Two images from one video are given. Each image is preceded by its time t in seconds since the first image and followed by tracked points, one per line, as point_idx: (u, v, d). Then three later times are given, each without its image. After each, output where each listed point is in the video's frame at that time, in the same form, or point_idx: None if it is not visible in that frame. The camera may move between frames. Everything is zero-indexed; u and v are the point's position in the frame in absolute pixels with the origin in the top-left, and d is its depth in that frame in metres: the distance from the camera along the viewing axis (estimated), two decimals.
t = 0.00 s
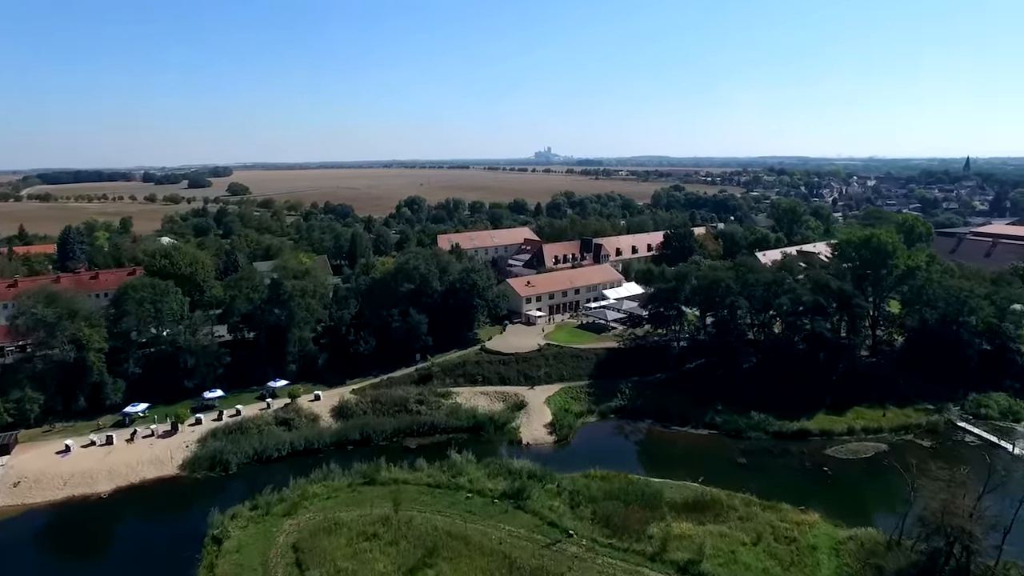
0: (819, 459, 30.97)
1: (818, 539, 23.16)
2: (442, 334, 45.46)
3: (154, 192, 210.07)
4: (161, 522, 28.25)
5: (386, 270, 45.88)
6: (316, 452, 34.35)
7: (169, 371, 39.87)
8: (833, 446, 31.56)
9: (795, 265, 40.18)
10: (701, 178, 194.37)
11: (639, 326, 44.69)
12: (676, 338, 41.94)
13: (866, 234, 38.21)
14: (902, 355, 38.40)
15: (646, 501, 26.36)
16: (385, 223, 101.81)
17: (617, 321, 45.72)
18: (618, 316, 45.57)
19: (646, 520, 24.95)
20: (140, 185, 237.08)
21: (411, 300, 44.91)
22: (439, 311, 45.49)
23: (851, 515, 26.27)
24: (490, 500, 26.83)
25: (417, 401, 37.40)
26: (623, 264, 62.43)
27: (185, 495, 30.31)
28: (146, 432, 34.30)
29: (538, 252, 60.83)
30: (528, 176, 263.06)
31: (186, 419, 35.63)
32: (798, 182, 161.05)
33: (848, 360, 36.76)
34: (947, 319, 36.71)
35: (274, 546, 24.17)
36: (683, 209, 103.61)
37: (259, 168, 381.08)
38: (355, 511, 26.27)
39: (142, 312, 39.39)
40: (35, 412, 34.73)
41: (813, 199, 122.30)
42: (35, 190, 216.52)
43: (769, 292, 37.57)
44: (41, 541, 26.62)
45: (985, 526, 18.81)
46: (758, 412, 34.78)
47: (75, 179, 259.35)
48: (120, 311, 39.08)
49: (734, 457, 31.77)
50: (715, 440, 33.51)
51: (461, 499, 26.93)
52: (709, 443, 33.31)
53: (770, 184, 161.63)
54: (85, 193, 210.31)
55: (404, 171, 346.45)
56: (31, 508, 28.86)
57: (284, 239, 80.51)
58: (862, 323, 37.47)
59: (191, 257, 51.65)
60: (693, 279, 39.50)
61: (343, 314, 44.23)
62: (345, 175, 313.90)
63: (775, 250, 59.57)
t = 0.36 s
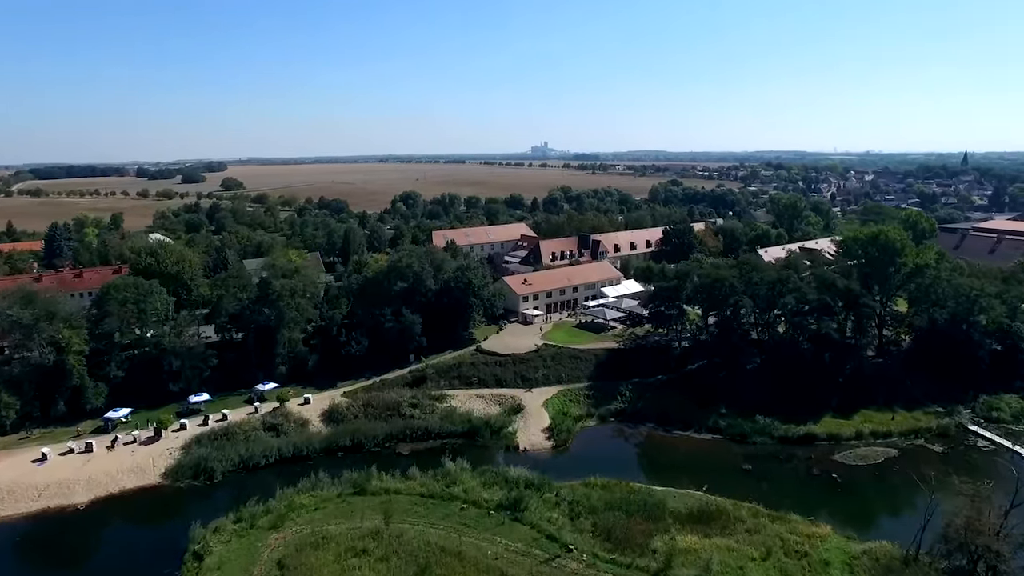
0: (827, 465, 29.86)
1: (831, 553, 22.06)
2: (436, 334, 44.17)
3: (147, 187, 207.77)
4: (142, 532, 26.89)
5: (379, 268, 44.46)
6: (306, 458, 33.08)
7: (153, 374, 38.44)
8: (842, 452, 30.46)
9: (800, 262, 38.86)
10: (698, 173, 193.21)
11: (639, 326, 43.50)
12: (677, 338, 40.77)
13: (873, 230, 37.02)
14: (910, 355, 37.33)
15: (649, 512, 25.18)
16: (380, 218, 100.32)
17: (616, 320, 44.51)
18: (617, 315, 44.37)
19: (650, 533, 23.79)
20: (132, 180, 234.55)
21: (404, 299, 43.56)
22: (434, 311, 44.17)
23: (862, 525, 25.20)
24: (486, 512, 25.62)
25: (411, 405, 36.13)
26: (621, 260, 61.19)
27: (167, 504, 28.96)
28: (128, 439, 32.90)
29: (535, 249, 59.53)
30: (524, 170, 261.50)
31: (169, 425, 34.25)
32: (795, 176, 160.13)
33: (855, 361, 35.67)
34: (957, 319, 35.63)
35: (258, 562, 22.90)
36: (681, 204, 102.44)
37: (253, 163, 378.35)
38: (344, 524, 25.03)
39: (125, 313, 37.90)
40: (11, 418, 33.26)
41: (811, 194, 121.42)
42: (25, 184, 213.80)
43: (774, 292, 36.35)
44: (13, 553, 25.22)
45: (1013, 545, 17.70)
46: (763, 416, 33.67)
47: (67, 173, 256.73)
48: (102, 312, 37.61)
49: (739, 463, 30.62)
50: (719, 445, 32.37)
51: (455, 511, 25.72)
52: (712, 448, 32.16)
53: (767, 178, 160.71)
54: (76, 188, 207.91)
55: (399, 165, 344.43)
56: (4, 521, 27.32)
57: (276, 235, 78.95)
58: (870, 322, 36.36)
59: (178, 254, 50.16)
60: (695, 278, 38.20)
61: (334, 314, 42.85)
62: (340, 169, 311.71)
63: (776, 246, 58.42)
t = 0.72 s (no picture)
0: (835, 471, 28.76)
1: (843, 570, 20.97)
2: (429, 335, 42.87)
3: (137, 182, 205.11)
4: (118, 545, 25.50)
5: (369, 267, 43.04)
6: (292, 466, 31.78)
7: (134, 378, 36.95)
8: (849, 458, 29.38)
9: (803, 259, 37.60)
10: (694, 167, 192.05)
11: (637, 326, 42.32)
12: (677, 338, 39.63)
13: (879, 228, 35.94)
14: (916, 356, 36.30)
15: (651, 524, 24.01)
16: (373, 214, 98.83)
17: (614, 320, 43.32)
18: (615, 314, 43.17)
19: (651, 547, 22.61)
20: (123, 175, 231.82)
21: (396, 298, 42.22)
22: (426, 311, 42.85)
23: (873, 536, 24.10)
24: (479, 525, 24.38)
25: (402, 409, 34.85)
26: (618, 257, 59.99)
27: (146, 515, 27.58)
28: (106, 447, 31.47)
29: (530, 246, 58.26)
30: (519, 165, 259.88)
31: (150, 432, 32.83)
32: (791, 171, 159.32)
33: (860, 362, 34.62)
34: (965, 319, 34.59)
35: None
36: (678, 200, 101.35)
37: (245, 158, 375.18)
38: (330, 539, 23.78)
39: (103, 314, 36.43)
40: None
41: (808, 189, 120.61)
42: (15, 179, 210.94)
43: (778, 291, 35.18)
44: None
45: None
46: (766, 420, 32.58)
47: (57, 168, 253.62)
48: (79, 314, 36.12)
49: (743, 470, 29.49)
50: (722, 451, 31.23)
51: (447, 524, 24.48)
52: (715, 454, 31.02)
53: (764, 173, 159.73)
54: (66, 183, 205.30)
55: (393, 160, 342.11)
56: None
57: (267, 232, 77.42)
58: (876, 322, 35.29)
59: (162, 252, 48.63)
60: (695, 276, 37.02)
61: (323, 315, 41.46)
62: (333, 164, 309.30)
63: (776, 243, 57.32)
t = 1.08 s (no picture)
0: (839, 478, 27.71)
1: None
2: (419, 336, 41.52)
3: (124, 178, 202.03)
4: (87, 562, 24.06)
5: (357, 266, 41.55)
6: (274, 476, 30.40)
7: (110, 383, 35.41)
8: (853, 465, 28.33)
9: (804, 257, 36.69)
10: (687, 162, 191.09)
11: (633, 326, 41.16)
12: (674, 339, 38.48)
13: (883, 225, 34.86)
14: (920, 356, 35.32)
15: (650, 538, 22.84)
16: (363, 210, 97.14)
17: (609, 320, 42.14)
18: (610, 314, 41.98)
19: (651, 563, 21.43)
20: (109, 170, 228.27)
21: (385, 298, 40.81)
22: (416, 311, 41.47)
23: (881, 548, 23.04)
24: (470, 540, 23.14)
25: (390, 415, 33.54)
26: (612, 254, 58.76)
27: (118, 529, 26.16)
28: (78, 457, 29.99)
29: (523, 243, 56.96)
30: (512, 159, 258.30)
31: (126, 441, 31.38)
32: (785, 166, 158.56)
33: (863, 363, 33.60)
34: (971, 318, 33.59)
35: None
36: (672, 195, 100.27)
37: (235, 152, 371.56)
38: (312, 555, 22.47)
39: (77, 316, 34.91)
40: None
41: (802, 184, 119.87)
42: None
43: (779, 290, 34.03)
44: None
45: None
46: (768, 424, 31.47)
47: (43, 163, 249.74)
48: (52, 316, 34.57)
49: (745, 477, 28.37)
50: (722, 457, 30.12)
51: (436, 539, 23.21)
52: (715, 461, 29.89)
53: (757, 167, 158.76)
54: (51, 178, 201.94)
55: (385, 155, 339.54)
56: None
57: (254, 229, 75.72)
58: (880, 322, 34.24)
59: (142, 251, 46.98)
60: (694, 275, 35.86)
61: (308, 316, 39.99)
62: (324, 159, 306.52)
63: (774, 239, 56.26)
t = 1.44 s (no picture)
0: (840, 485, 26.72)
1: None
2: (405, 338, 40.12)
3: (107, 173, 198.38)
4: None
5: (339, 266, 39.97)
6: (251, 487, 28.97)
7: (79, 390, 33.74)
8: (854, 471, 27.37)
9: (801, 255, 35.74)
10: (676, 156, 190.46)
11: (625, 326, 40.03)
12: (668, 339, 37.39)
13: (882, 222, 33.92)
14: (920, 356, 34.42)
15: (646, 553, 21.70)
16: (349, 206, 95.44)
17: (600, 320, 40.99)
18: (601, 314, 40.83)
19: None
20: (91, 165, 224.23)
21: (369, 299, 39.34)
22: (401, 313, 40.03)
23: (886, 559, 22.05)
24: (456, 557, 21.89)
25: (374, 421, 32.20)
26: (603, 251, 57.63)
27: (84, 547, 24.67)
28: (43, 470, 28.41)
29: (512, 240, 55.69)
30: (501, 154, 256.53)
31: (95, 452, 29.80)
32: (774, 160, 158.22)
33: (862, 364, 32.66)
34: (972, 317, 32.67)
35: None
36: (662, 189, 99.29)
37: (220, 148, 366.38)
38: None
39: (44, 320, 33.13)
40: None
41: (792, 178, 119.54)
42: None
43: (777, 289, 32.98)
44: None
45: None
46: (765, 428, 30.46)
47: (23, 158, 244.85)
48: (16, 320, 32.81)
49: (743, 484, 27.32)
50: (718, 463, 29.07)
51: (420, 557, 21.94)
52: (711, 467, 28.83)
53: (747, 162, 158.37)
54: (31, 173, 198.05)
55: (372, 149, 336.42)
56: None
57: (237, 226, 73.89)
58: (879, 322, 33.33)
59: (116, 250, 45.17)
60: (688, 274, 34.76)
61: (289, 318, 38.44)
62: (311, 154, 303.26)
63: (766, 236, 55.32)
